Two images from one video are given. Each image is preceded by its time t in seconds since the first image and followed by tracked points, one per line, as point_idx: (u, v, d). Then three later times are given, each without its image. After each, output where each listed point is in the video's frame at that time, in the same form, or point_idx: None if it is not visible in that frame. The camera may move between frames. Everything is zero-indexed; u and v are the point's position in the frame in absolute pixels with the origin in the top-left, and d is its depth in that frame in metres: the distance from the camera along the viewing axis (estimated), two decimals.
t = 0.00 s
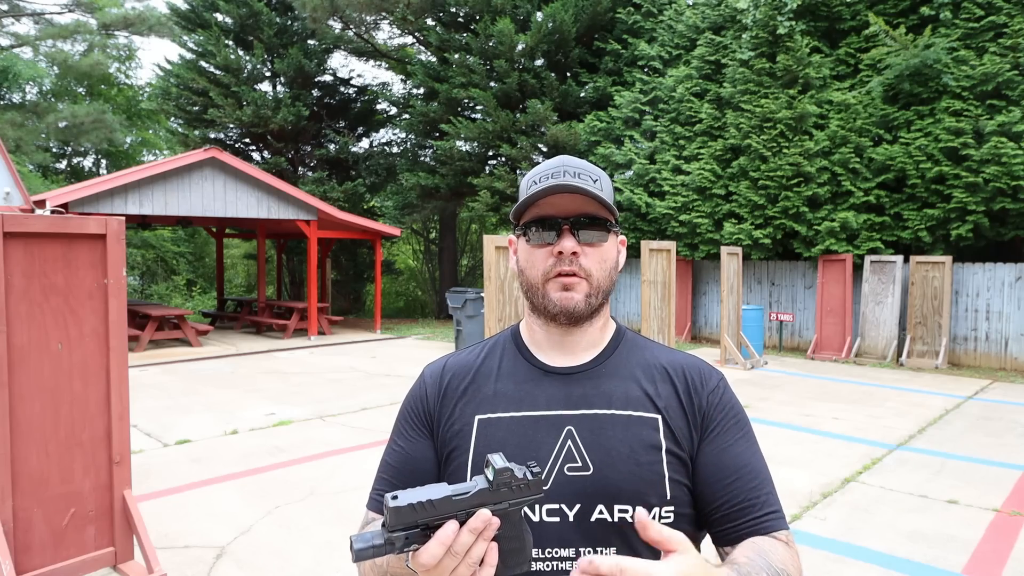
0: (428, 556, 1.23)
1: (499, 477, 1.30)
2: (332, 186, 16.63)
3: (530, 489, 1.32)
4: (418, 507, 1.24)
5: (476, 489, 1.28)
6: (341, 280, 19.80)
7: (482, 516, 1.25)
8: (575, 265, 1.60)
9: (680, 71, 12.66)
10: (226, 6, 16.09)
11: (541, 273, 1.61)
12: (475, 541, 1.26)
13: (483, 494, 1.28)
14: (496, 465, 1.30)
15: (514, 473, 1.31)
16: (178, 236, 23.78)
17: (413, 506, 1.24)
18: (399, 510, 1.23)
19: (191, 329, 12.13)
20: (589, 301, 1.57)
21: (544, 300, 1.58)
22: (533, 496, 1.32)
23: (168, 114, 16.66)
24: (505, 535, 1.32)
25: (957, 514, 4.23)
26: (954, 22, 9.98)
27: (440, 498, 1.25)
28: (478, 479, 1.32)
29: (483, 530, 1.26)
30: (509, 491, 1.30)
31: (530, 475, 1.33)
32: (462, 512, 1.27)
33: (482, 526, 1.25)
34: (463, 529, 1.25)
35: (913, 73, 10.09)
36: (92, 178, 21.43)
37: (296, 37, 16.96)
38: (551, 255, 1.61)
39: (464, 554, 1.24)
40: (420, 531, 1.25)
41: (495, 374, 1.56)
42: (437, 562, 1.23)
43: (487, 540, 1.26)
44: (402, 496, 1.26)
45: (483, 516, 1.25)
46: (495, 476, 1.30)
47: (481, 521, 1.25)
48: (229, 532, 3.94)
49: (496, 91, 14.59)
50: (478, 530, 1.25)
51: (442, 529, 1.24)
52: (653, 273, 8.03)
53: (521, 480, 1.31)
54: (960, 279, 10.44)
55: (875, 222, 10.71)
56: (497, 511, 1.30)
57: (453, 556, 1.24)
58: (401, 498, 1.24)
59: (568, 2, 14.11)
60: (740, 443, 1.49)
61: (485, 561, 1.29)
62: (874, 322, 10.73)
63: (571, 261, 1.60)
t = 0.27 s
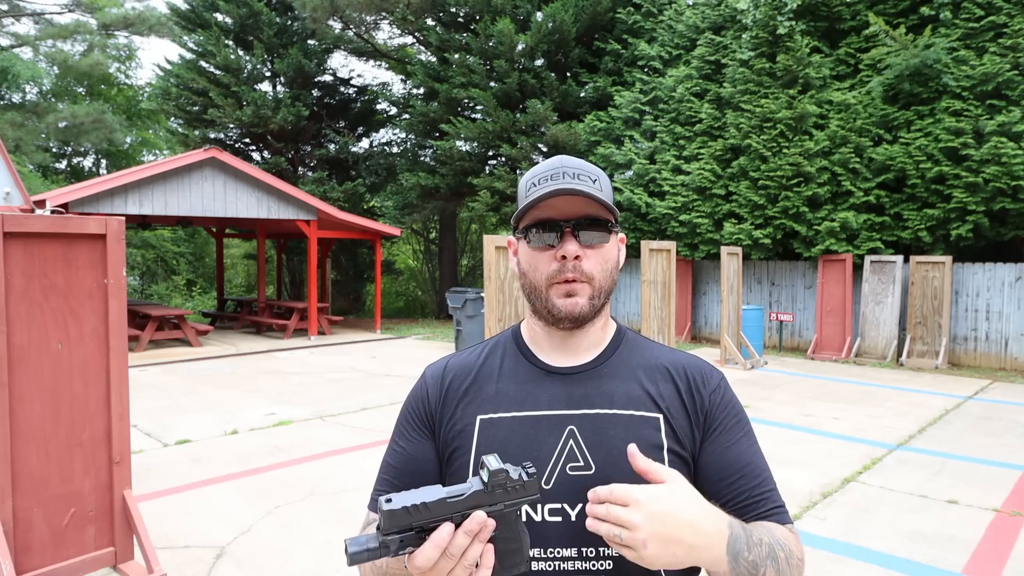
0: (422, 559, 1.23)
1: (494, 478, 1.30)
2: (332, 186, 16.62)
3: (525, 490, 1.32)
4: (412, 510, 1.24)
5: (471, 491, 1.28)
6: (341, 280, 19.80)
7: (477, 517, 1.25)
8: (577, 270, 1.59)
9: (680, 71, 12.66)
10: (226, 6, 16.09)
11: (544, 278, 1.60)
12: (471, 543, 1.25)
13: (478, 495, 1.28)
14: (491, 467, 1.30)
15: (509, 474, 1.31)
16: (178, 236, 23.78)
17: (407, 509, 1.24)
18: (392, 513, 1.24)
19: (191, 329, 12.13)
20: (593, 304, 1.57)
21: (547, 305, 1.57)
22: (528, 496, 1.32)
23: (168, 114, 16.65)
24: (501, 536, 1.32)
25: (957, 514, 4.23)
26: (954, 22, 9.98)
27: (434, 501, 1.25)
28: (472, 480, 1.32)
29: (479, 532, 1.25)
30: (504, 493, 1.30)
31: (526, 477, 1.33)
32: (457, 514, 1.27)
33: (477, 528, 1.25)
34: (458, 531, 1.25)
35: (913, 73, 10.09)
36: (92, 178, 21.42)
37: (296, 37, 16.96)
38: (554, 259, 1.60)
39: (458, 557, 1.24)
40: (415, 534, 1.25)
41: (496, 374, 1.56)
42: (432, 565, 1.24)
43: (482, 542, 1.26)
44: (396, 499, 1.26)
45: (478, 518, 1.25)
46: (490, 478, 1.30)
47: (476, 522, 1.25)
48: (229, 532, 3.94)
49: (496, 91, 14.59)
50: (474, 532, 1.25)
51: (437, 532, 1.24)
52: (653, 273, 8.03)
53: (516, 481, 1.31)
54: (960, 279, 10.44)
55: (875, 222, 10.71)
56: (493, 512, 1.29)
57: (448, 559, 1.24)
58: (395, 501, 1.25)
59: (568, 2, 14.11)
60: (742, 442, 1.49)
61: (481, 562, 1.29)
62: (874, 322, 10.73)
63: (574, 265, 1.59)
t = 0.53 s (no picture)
0: (420, 555, 1.23)
1: (491, 475, 1.31)
2: (332, 186, 16.62)
3: (522, 486, 1.32)
4: (409, 505, 1.24)
5: (468, 487, 1.29)
6: (341, 280, 19.80)
7: (474, 513, 1.25)
8: (581, 274, 1.59)
9: (680, 71, 12.66)
10: (226, 6, 16.09)
11: (547, 282, 1.59)
12: (468, 540, 1.25)
13: (475, 491, 1.29)
14: (488, 463, 1.31)
15: (506, 470, 1.32)
16: (178, 236, 23.79)
17: (405, 504, 1.24)
18: (389, 509, 1.23)
19: (191, 329, 12.13)
20: (597, 307, 1.57)
21: (551, 310, 1.56)
22: (525, 493, 1.32)
23: (168, 114, 16.65)
24: (498, 533, 1.32)
25: (957, 514, 4.23)
26: (954, 22, 9.98)
27: (431, 496, 1.25)
28: (469, 477, 1.32)
29: (476, 528, 1.25)
30: (501, 488, 1.31)
31: (522, 473, 1.33)
32: (455, 511, 1.27)
33: (475, 524, 1.25)
34: (456, 527, 1.25)
35: (913, 73, 10.09)
36: (92, 178, 21.42)
37: (296, 37, 16.96)
38: (556, 265, 1.59)
39: (456, 552, 1.25)
40: (412, 530, 1.25)
41: (495, 374, 1.56)
42: (429, 561, 1.24)
43: (479, 538, 1.26)
44: (393, 494, 1.26)
45: (476, 514, 1.25)
46: (487, 474, 1.30)
47: (473, 518, 1.25)
48: (229, 532, 3.94)
49: (496, 91, 14.59)
50: (470, 528, 1.25)
51: (434, 527, 1.24)
52: (653, 273, 8.03)
53: (513, 477, 1.31)
54: (960, 279, 10.44)
55: (875, 222, 10.71)
56: (490, 509, 1.30)
57: (445, 554, 1.24)
58: (392, 496, 1.25)
59: (568, 2, 14.11)
60: (740, 436, 1.48)
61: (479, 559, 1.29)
62: (874, 322, 10.73)
63: (578, 269, 1.59)
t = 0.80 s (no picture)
0: (420, 555, 1.22)
1: (490, 473, 1.31)
2: (332, 186, 16.62)
3: (521, 484, 1.33)
4: (408, 506, 1.25)
5: (467, 486, 1.29)
6: (341, 280, 19.80)
7: (473, 512, 1.25)
8: (584, 277, 1.59)
9: (680, 71, 12.66)
10: (226, 6, 16.09)
11: (549, 284, 1.59)
12: (467, 539, 1.25)
13: (474, 491, 1.29)
14: (486, 461, 1.31)
15: (504, 468, 1.32)
16: (178, 236, 23.80)
17: (404, 505, 1.24)
18: (389, 509, 1.24)
19: (191, 329, 12.13)
20: (599, 310, 1.57)
21: (553, 311, 1.56)
22: (523, 491, 1.33)
23: (168, 114, 16.65)
24: (498, 531, 1.32)
25: (957, 514, 4.23)
26: (954, 22, 9.97)
27: (430, 496, 1.26)
28: (468, 476, 1.33)
29: (476, 527, 1.25)
30: (500, 487, 1.31)
31: (520, 471, 1.34)
32: (454, 510, 1.27)
33: (475, 523, 1.25)
34: (455, 526, 1.25)
35: (913, 73, 10.08)
36: (92, 178, 21.43)
37: (296, 37, 16.96)
38: (559, 267, 1.59)
39: (457, 552, 1.24)
40: (412, 530, 1.25)
41: (494, 375, 1.56)
42: (430, 561, 1.23)
43: (479, 537, 1.26)
44: (392, 496, 1.26)
45: (475, 513, 1.25)
46: (485, 473, 1.31)
47: (473, 517, 1.25)
48: (229, 532, 3.94)
49: (496, 91, 14.60)
50: (470, 527, 1.25)
51: (435, 527, 1.24)
52: (653, 273, 8.03)
53: (511, 475, 1.32)
54: (960, 279, 10.44)
55: (875, 221, 10.71)
56: (489, 507, 1.30)
57: (446, 554, 1.23)
58: (391, 497, 1.25)
59: (568, 2, 14.11)
60: (732, 426, 1.48)
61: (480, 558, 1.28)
62: (874, 322, 10.73)
63: (581, 272, 1.59)
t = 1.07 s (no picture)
0: (408, 558, 1.23)
1: (479, 477, 1.30)
2: (332, 186, 16.62)
3: (512, 488, 1.32)
4: (395, 509, 1.25)
5: (456, 490, 1.28)
6: (341, 280, 19.80)
7: (462, 517, 1.25)
8: (551, 271, 1.60)
9: (680, 71, 12.66)
10: (226, 6, 16.09)
11: (521, 277, 1.64)
12: (457, 542, 1.25)
13: (463, 495, 1.28)
14: (475, 465, 1.30)
15: (494, 472, 1.31)
16: (178, 236, 23.80)
17: (391, 508, 1.24)
18: (375, 513, 1.24)
19: (191, 329, 12.12)
20: (565, 305, 1.56)
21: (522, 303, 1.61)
22: (515, 495, 1.31)
23: (168, 114, 16.65)
24: (489, 535, 1.32)
25: (957, 514, 4.23)
26: (954, 22, 9.97)
27: (418, 500, 1.25)
28: (457, 479, 1.32)
29: (465, 531, 1.25)
30: (490, 490, 1.30)
31: (511, 474, 1.33)
32: (442, 514, 1.26)
33: (463, 527, 1.25)
34: (444, 530, 1.25)
35: (913, 73, 10.08)
36: (92, 178, 21.42)
37: (296, 37, 16.96)
38: (529, 260, 1.63)
39: (446, 555, 1.24)
40: (400, 533, 1.25)
41: (494, 375, 1.56)
42: (419, 564, 1.24)
43: (468, 540, 1.26)
44: (379, 498, 1.26)
45: (464, 517, 1.25)
46: (474, 476, 1.29)
47: (461, 522, 1.25)
48: (229, 532, 3.94)
49: (496, 91, 14.60)
50: (459, 531, 1.25)
51: (423, 531, 1.24)
52: (653, 273, 8.03)
53: (502, 479, 1.31)
54: (960, 279, 10.44)
55: (875, 222, 10.71)
56: (479, 511, 1.29)
57: (435, 557, 1.24)
58: (378, 500, 1.25)
59: (568, 2, 14.11)
60: (736, 429, 1.47)
61: (469, 561, 1.28)
62: (874, 322, 10.72)
63: (546, 266, 1.60)
